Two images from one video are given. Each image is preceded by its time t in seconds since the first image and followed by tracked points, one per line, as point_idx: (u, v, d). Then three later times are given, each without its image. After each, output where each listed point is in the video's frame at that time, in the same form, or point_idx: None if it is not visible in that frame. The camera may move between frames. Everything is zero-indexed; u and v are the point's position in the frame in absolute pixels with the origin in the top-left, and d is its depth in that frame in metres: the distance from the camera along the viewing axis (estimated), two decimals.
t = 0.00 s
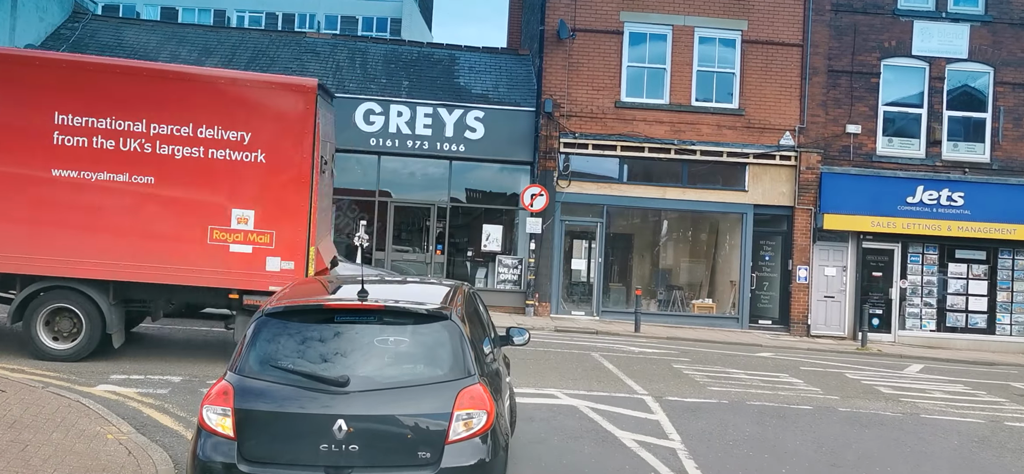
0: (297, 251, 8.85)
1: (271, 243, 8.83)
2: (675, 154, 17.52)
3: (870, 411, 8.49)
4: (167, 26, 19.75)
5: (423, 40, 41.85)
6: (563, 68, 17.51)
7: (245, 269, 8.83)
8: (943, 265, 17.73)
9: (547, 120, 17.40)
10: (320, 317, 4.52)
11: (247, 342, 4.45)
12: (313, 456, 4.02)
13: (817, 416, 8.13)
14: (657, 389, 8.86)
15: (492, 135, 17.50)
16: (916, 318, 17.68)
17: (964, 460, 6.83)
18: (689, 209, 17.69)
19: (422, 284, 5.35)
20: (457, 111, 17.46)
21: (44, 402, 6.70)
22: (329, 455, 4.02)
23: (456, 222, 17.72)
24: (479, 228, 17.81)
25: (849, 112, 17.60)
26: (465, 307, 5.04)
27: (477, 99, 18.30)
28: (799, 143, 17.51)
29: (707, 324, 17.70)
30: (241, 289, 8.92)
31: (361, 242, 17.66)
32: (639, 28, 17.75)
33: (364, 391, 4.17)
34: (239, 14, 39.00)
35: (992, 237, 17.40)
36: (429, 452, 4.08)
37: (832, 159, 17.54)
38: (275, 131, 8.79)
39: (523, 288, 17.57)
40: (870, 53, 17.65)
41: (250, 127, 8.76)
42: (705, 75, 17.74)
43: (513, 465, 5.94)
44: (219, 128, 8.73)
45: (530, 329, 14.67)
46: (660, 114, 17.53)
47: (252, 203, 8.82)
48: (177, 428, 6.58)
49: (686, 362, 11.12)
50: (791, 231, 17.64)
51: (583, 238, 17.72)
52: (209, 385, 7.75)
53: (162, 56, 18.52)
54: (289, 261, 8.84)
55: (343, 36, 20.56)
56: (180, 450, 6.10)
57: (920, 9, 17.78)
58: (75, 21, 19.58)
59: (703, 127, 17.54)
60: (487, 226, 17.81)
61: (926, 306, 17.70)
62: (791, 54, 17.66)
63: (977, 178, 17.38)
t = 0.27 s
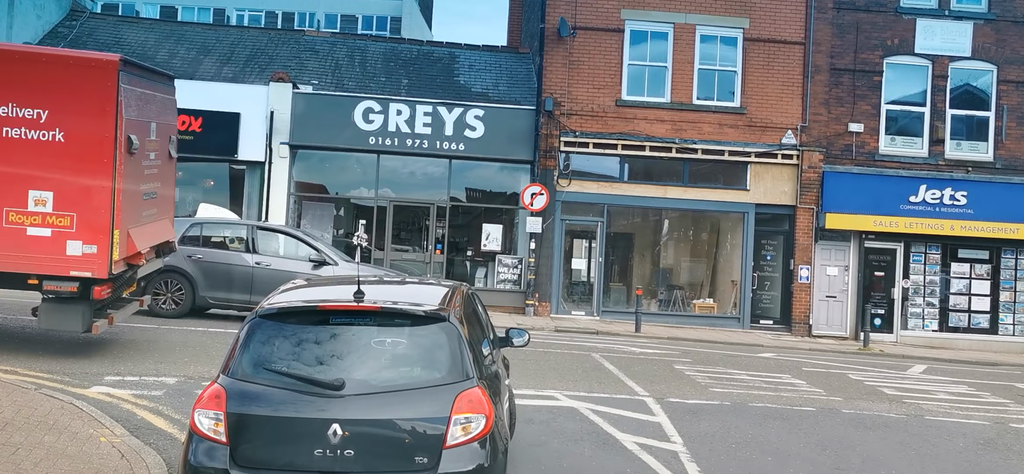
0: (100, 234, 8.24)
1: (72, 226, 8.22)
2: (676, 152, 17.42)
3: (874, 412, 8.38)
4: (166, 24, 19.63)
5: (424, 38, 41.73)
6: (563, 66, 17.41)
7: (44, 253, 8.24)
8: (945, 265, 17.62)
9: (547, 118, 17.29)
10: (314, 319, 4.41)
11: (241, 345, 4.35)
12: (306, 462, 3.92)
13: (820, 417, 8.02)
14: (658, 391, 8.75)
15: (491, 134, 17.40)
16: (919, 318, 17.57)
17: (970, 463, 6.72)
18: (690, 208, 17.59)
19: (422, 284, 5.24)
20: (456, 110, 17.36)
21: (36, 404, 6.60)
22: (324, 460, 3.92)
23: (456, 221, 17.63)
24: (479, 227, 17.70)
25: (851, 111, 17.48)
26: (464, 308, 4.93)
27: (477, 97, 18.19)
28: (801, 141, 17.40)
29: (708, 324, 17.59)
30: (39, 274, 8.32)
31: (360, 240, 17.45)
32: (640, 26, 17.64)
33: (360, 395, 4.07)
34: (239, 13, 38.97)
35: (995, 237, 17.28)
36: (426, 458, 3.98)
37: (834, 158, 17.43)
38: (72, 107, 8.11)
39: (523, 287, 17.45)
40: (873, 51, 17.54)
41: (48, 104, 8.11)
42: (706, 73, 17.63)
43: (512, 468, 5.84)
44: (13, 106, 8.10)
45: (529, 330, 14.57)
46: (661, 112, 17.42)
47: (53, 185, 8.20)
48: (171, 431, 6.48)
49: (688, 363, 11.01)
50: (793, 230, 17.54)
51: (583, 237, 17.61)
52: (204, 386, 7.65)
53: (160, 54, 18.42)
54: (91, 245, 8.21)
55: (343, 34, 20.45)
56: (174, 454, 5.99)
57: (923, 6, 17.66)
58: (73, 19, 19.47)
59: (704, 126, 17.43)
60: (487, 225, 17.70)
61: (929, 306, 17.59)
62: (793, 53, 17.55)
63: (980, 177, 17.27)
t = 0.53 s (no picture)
0: None
1: None
2: (677, 152, 17.34)
3: (877, 414, 8.31)
4: (164, 23, 19.55)
5: (424, 38, 41.70)
6: (563, 65, 17.34)
7: None
8: (947, 264, 17.55)
9: (547, 118, 17.22)
10: (311, 320, 4.34)
11: (235, 346, 4.28)
12: (301, 465, 3.84)
13: (823, 419, 7.95)
14: (659, 392, 8.67)
15: (491, 133, 17.33)
16: (920, 318, 17.50)
17: (974, 465, 6.65)
18: (691, 208, 17.52)
19: (423, 285, 5.18)
20: (456, 109, 17.29)
21: (31, 405, 6.53)
22: (320, 464, 3.84)
23: (456, 221, 17.56)
24: (479, 227, 17.63)
25: (852, 110, 17.41)
26: (463, 309, 4.88)
27: (477, 96, 18.13)
28: (802, 141, 17.33)
29: (708, 324, 17.52)
30: None
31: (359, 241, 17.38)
32: (640, 25, 17.57)
33: (357, 398, 4.00)
34: (239, 13, 39.03)
35: (997, 237, 17.21)
36: (424, 462, 3.90)
37: (836, 157, 17.34)
38: None
39: (523, 287, 17.38)
40: (874, 50, 17.47)
41: None
42: (707, 72, 17.55)
43: (512, 470, 5.77)
44: None
45: (529, 330, 14.50)
46: (661, 111, 17.35)
47: None
48: (167, 433, 6.40)
49: (689, 363, 10.94)
50: (794, 230, 17.48)
51: (583, 237, 17.54)
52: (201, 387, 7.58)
53: (158, 53, 18.35)
54: None
55: (342, 33, 20.38)
56: (170, 456, 5.92)
57: (924, 5, 17.59)
58: (71, 18, 19.39)
59: (705, 125, 17.35)
60: (487, 225, 17.63)
61: (930, 306, 17.52)
62: (794, 52, 17.48)
63: (981, 176, 17.20)
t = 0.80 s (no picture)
0: None
1: None
2: (678, 151, 17.29)
3: (878, 414, 8.27)
4: (163, 22, 19.49)
5: (423, 38, 41.68)
6: (563, 64, 17.29)
7: None
8: (948, 264, 17.50)
9: (547, 117, 17.17)
10: (309, 320, 4.29)
11: (233, 346, 4.23)
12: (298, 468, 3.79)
13: (824, 420, 7.91)
14: (660, 392, 8.62)
15: (491, 132, 17.29)
16: (921, 318, 17.46)
17: (976, 466, 6.61)
18: (691, 208, 17.47)
19: (423, 285, 5.14)
20: (456, 108, 17.24)
21: (27, 407, 6.49)
22: (317, 466, 3.79)
23: (456, 221, 17.51)
24: (479, 227, 17.59)
25: (853, 109, 17.36)
26: (462, 309, 4.83)
27: (477, 95, 18.08)
28: (803, 140, 17.28)
29: (708, 324, 17.47)
30: None
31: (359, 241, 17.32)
32: (641, 24, 17.52)
33: (355, 399, 3.95)
34: (238, 12, 39.08)
35: (998, 236, 17.16)
36: (423, 464, 3.86)
37: (836, 156, 17.29)
38: None
39: (523, 287, 17.33)
40: (875, 49, 17.42)
41: None
42: (707, 71, 17.51)
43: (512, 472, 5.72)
44: None
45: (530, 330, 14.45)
46: (662, 111, 17.30)
47: None
48: (164, 434, 6.35)
49: (689, 364, 10.90)
50: (795, 229, 17.43)
51: (583, 236, 17.49)
52: (198, 388, 7.54)
53: (157, 53, 18.31)
54: None
55: (341, 32, 20.33)
56: (167, 457, 5.87)
57: (925, 4, 17.54)
58: (70, 17, 19.33)
59: (705, 124, 17.31)
60: (486, 224, 17.58)
61: (931, 306, 17.47)
62: (795, 51, 17.43)
63: (983, 175, 17.16)
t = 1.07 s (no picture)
0: None
1: None
2: (678, 150, 17.26)
3: (879, 414, 8.24)
4: (163, 21, 19.46)
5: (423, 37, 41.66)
6: (564, 64, 17.27)
7: None
8: (948, 263, 17.47)
9: (547, 116, 17.14)
10: (308, 321, 4.26)
11: (231, 347, 4.21)
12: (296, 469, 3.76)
13: (824, 420, 7.88)
14: (660, 392, 8.60)
15: (491, 132, 17.26)
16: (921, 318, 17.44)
17: (978, 466, 6.58)
18: (691, 207, 17.45)
19: (424, 285, 5.11)
20: (455, 107, 17.21)
21: (25, 407, 6.47)
22: (315, 468, 3.76)
23: (456, 220, 17.49)
24: (479, 226, 17.56)
25: (853, 108, 17.34)
26: (461, 309, 4.81)
27: (477, 95, 18.05)
28: (803, 139, 17.26)
29: (709, 323, 17.44)
30: None
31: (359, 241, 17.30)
32: (641, 23, 17.50)
33: (354, 400, 3.93)
34: (238, 11, 39.08)
35: (999, 236, 17.13)
36: (422, 465, 3.83)
37: (836, 155, 17.27)
38: None
39: (523, 287, 17.30)
40: (875, 48, 17.40)
41: None
42: (708, 70, 17.48)
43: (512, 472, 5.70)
44: None
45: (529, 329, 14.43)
46: (662, 110, 17.27)
47: None
48: (163, 435, 6.34)
49: (689, 364, 10.88)
50: (795, 229, 17.41)
51: (583, 236, 17.46)
52: (197, 388, 7.52)
53: (157, 52, 18.28)
54: None
55: (341, 31, 20.30)
56: (165, 458, 5.85)
57: (926, 3, 17.51)
58: (69, 17, 19.30)
59: (705, 123, 17.28)
60: (486, 224, 17.56)
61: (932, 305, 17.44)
62: (795, 50, 17.40)
63: (983, 175, 17.13)
